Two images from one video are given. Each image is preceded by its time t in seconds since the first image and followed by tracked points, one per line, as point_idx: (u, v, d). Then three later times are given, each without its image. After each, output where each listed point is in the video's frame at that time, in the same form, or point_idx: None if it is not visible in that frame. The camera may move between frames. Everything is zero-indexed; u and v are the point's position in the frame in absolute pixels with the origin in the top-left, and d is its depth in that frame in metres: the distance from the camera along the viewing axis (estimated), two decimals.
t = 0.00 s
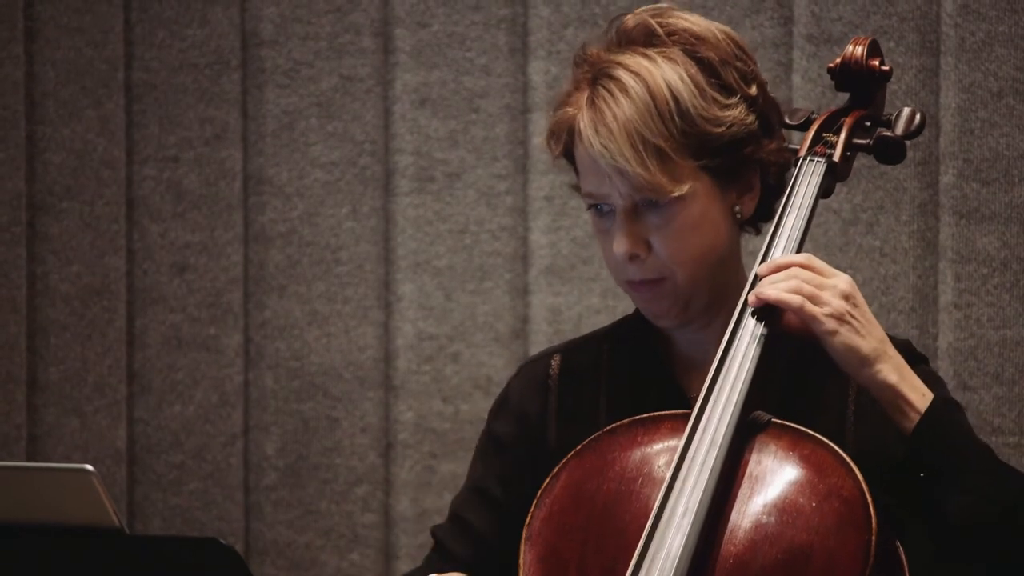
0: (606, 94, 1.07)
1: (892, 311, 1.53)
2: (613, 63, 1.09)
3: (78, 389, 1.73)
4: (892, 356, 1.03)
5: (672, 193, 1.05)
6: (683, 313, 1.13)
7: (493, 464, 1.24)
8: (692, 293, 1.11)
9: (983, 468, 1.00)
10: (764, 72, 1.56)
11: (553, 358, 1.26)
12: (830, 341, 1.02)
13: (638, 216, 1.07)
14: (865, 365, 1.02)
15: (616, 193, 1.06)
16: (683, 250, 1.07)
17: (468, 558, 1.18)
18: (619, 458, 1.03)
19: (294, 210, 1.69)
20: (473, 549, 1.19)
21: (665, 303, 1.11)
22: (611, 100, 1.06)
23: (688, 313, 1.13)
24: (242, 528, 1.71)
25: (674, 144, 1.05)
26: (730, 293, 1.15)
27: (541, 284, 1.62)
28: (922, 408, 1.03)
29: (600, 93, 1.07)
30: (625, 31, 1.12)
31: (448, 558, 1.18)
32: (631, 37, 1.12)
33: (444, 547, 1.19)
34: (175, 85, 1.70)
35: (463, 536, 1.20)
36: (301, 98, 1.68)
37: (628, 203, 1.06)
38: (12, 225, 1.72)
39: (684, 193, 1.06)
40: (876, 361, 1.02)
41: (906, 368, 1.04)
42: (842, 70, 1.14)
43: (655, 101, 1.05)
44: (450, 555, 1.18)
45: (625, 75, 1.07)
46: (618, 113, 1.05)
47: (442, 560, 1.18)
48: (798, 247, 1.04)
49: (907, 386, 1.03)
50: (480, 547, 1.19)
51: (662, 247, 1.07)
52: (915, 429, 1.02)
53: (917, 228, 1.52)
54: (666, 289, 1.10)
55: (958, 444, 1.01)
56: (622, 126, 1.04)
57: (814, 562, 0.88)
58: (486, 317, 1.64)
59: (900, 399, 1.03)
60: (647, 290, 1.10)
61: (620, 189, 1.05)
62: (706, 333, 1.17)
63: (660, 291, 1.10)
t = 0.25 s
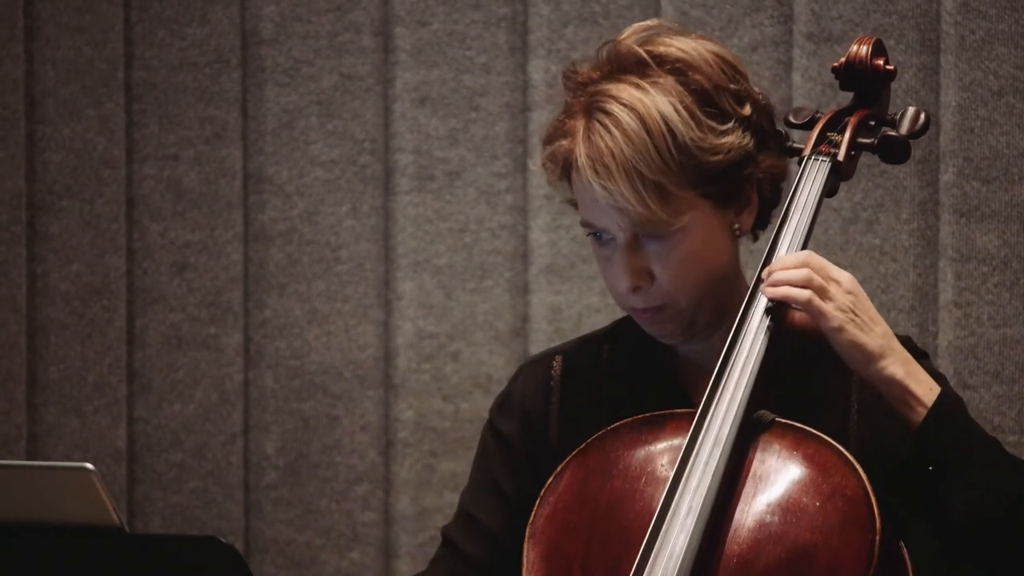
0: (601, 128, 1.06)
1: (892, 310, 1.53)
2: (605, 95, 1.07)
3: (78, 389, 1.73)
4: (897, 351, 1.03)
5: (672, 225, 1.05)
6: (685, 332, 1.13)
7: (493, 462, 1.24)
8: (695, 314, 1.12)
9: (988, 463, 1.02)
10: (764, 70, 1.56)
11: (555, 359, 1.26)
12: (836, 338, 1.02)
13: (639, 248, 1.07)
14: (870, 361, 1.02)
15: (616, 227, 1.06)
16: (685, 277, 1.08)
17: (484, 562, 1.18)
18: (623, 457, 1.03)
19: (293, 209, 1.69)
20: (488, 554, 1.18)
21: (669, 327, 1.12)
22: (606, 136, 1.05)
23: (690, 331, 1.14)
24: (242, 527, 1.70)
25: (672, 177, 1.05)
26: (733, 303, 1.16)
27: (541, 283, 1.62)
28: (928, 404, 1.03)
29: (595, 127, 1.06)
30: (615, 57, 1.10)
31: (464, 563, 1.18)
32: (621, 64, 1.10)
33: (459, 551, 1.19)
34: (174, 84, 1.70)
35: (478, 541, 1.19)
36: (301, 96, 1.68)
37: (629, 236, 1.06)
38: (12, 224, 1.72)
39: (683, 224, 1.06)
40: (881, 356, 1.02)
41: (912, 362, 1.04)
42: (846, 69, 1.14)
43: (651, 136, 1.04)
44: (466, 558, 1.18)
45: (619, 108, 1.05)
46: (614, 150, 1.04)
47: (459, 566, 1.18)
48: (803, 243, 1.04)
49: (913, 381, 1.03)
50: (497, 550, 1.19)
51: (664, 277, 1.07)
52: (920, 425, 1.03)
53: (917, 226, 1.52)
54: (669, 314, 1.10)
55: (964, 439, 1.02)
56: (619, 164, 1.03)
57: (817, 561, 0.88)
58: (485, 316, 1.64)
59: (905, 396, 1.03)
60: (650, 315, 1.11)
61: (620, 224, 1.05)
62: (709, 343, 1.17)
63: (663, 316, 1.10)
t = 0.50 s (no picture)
0: (610, 115, 1.06)
1: (891, 307, 1.53)
2: (615, 83, 1.07)
3: (77, 385, 1.73)
4: (901, 348, 1.03)
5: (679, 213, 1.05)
6: (688, 322, 1.13)
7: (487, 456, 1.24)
8: (698, 305, 1.11)
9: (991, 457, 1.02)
10: (763, 67, 1.56)
11: (555, 355, 1.26)
12: (843, 338, 1.02)
13: (645, 236, 1.07)
14: (876, 359, 1.02)
15: (622, 215, 1.06)
16: (691, 267, 1.08)
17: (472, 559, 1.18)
18: (624, 452, 1.03)
19: (292, 206, 1.69)
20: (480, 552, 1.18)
21: (672, 317, 1.11)
22: (616, 123, 1.05)
23: (693, 322, 1.14)
24: (241, 523, 1.71)
25: (680, 166, 1.05)
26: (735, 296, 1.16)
27: (540, 279, 1.62)
28: (934, 400, 1.03)
29: (604, 115, 1.06)
30: (624, 48, 1.11)
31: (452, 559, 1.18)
32: (631, 54, 1.10)
33: (448, 545, 1.19)
34: (173, 81, 1.70)
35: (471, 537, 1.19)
36: (299, 93, 1.68)
37: (635, 224, 1.06)
38: (12, 221, 1.72)
39: (690, 213, 1.06)
40: (886, 353, 1.02)
41: (917, 358, 1.04)
42: (850, 64, 1.14)
43: (661, 123, 1.04)
44: (455, 554, 1.18)
45: (629, 96, 1.06)
46: (624, 136, 1.04)
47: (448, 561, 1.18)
48: (806, 238, 1.04)
49: (918, 376, 1.03)
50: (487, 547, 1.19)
51: (670, 266, 1.07)
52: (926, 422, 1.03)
53: (916, 223, 1.52)
54: (673, 304, 1.10)
55: (968, 434, 1.02)
56: (628, 150, 1.03)
57: (819, 558, 0.89)
58: (484, 312, 1.64)
59: (911, 392, 1.03)
60: (654, 305, 1.10)
61: (627, 212, 1.05)
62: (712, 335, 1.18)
63: (667, 307, 1.10)
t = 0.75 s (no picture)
0: (617, 78, 1.07)
1: (889, 295, 1.53)
2: (623, 48, 1.08)
3: (75, 373, 1.73)
4: (897, 340, 1.03)
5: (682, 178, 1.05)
6: (686, 298, 1.13)
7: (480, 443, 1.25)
8: (697, 278, 1.11)
9: (988, 446, 1.02)
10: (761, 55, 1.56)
11: (553, 344, 1.27)
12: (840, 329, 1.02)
13: (647, 202, 1.07)
14: (872, 348, 1.02)
15: (624, 179, 1.06)
16: (691, 237, 1.08)
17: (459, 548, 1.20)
18: (622, 440, 1.03)
19: (290, 194, 1.68)
20: (467, 540, 1.20)
21: (671, 288, 1.11)
22: (623, 84, 1.05)
23: (691, 298, 1.13)
24: (239, 511, 1.71)
25: (684, 131, 1.05)
26: (734, 275, 1.16)
27: (537, 267, 1.62)
28: (931, 390, 1.03)
29: (611, 78, 1.07)
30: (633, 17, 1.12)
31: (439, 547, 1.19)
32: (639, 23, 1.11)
33: (434, 532, 1.20)
34: (171, 69, 1.69)
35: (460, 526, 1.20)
36: (296, 81, 1.67)
37: (637, 188, 1.06)
38: (8, 208, 1.71)
39: (693, 180, 1.06)
40: (882, 345, 1.02)
41: (912, 350, 1.04)
42: (848, 54, 1.14)
43: (667, 87, 1.05)
44: (443, 543, 1.19)
45: (637, 60, 1.06)
46: (630, 97, 1.04)
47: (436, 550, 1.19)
48: (804, 228, 1.05)
49: (914, 368, 1.03)
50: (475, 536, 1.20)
51: (670, 234, 1.07)
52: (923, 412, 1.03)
53: (914, 210, 1.52)
54: (672, 275, 1.10)
55: (964, 424, 1.02)
56: (634, 111, 1.04)
57: (816, 547, 0.89)
58: (482, 300, 1.64)
59: (907, 382, 1.03)
60: (653, 275, 1.10)
61: (631, 174, 1.05)
62: (710, 317, 1.18)
63: (666, 277, 1.10)
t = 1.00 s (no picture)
0: (613, 59, 1.06)
1: (887, 271, 1.53)
2: (618, 29, 1.08)
3: (73, 349, 1.72)
4: (892, 315, 1.04)
5: (680, 159, 1.05)
6: (683, 277, 1.13)
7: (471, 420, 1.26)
8: (695, 258, 1.11)
9: (986, 422, 1.03)
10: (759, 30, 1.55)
11: (551, 320, 1.27)
12: (836, 305, 1.02)
13: (644, 183, 1.07)
14: (868, 324, 1.02)
15: (621, 161, 1.06)
16: (689, 217, 1.07)
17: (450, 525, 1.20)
18: (618, 417, 1.04)
19: (287, 169, 1.68)
20: (458, 517, 1.21)
21: (669, 269, 1.11)
22: (619, 66, 1.05)
23: (688, 276, 1.14)
24: (237, 487, 1.71)
25: (681, 111, 1.05)
26: (730, 253, 1.16)
27: (535, 243, 1.62)
28: (927, 364, 1.04)
29: (607, 59, 1.07)
30: None
31: (430, 523, 1.20)
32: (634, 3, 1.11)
33: (427, 507, 1.21)
34: (168, 44, 1.68)
35: (451, 503, 1.21)
36: (294, 57, 1.67)
37: (635, 169, 1.06)
38: (5, 184, 1.70)
39: (690, 160, 1.06)
40: (878, 319, 1.03)
41: (908, 325, 1.05)
42: (843, 30, 1.14)
43: (663, 68, 1.05)
44: (434, 518, 1.20)
45: (632, 41, 1.06)
46: (626, 79, 1.04)
47: (426, 524, 1.20)
48: (799, 204, 1.05)
49: (910, 342, 1.03)
50: (466, 514, 1.21)
51: (668, 214, 1.07)
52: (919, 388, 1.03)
53: (912, 185, 1.52)
54: (670, 254, 1.10)
55: (961, 400, 1.03)
56: (631, 92, 1.03)
57: (812, 522, 0.90)
58: (480, 276, 1.64)
59: (903, 357, 1.03)
60: (651, 255, 1.10)
61: (628, 156, 1.05)
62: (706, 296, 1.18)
63: (664, 257, 1.10)
